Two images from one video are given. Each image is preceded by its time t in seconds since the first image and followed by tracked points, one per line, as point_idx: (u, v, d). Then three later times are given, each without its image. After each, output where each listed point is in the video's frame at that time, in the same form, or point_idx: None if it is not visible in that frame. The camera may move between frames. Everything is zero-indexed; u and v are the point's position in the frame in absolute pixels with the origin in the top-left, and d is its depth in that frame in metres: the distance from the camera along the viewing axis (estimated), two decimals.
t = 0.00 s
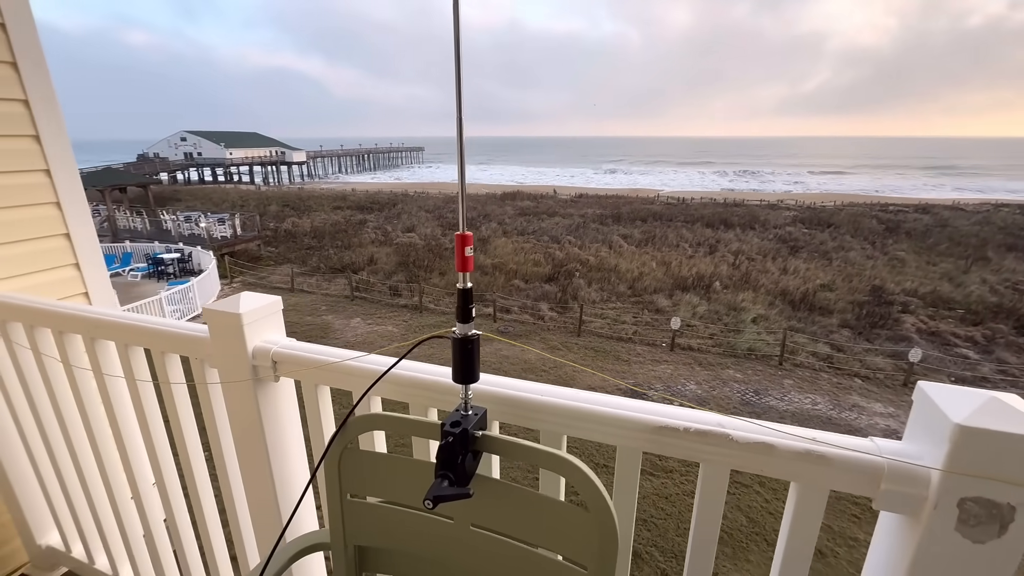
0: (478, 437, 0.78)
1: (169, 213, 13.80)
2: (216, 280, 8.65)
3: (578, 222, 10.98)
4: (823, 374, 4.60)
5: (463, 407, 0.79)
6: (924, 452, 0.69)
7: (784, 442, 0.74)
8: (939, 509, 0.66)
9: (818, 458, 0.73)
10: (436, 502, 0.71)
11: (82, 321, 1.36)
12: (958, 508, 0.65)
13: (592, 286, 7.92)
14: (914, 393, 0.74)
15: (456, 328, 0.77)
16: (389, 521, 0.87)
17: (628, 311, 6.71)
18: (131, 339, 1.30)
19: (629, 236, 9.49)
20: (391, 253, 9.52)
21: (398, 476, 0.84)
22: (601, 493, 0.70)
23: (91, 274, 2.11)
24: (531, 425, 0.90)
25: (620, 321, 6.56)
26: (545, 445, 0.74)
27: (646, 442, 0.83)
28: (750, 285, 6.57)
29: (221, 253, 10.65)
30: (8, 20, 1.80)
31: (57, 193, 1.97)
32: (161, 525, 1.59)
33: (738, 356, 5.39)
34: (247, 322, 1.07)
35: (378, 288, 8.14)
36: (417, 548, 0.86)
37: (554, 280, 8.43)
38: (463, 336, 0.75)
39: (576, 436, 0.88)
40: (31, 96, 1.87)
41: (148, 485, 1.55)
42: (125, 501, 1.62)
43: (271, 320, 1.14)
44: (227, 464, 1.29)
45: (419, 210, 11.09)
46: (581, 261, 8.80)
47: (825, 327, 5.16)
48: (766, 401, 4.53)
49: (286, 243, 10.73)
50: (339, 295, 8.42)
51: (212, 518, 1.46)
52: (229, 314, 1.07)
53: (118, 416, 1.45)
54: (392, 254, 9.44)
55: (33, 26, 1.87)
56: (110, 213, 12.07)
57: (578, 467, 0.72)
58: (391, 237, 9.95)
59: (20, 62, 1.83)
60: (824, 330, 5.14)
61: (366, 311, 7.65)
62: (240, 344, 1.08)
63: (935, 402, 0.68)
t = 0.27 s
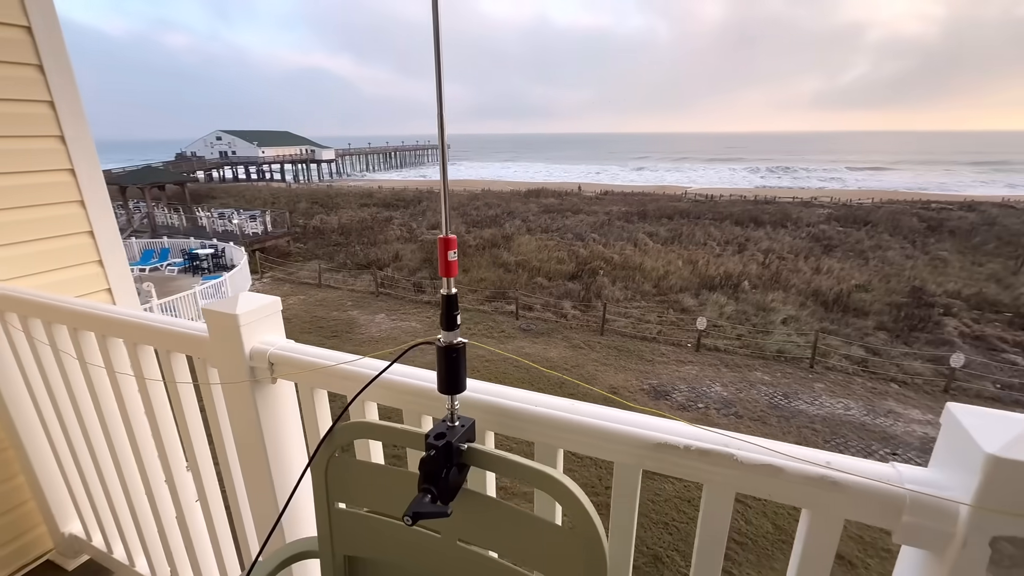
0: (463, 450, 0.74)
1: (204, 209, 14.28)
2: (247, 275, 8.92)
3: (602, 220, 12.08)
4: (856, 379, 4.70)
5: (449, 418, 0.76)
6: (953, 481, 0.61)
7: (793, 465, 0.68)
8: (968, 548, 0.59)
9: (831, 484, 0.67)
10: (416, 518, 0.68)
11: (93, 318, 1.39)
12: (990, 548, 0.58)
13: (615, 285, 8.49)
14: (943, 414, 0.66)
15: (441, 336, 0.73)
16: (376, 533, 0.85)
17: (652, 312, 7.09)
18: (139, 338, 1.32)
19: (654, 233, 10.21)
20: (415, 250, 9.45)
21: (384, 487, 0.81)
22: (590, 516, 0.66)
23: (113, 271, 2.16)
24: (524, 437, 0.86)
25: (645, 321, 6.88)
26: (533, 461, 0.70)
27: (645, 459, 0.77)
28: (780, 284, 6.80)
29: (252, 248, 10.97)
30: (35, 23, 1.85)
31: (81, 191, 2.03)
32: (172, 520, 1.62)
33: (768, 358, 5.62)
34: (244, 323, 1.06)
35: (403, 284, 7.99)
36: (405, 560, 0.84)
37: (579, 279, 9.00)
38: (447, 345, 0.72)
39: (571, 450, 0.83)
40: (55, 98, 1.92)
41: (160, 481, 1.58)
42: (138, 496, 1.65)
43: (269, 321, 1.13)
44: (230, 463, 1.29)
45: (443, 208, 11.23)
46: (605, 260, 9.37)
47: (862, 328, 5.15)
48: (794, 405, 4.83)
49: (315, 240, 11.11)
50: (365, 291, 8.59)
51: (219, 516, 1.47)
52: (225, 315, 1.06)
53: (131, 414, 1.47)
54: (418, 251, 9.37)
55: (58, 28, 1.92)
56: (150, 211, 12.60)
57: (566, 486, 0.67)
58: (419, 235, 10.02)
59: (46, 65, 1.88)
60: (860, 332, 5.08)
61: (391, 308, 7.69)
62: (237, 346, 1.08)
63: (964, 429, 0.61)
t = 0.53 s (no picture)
0: (471, 459, 0.71)
1: (238, 207, 14.74)
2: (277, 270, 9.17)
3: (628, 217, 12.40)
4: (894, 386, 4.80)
5: (458, 426, 0.73)
6: (1006, 513, 0.56)
7: (825, 488, 0.63)
8: None
9: (867, 511, 0.61)
10: (420, 530, 0.65)
11: (119, 314, 1.42)
12: None
13: (640, 283, 8.67)
14: (995, 438, 0.61)
15: (449, 341, 0.71)
16: (384, 540, 0.83)
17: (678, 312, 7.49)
18: (160, 335, 1.33)
19: (681, 233, 11.07)
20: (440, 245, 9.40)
21: (392, 494, 0.79)
22: (603, 536, 0.62)
23: (144, 267, 2.22)
24: (538, 446, 0.82)
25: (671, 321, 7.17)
26: (543, 473, 0.67)
27: (663, 475, 0.73)
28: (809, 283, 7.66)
29: (283, 245, 11.29)
30: (69, 26, 1.90)
31: (114, 189, 2.09)
32: (194, 514, 1.65)
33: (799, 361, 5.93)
34: (259, 322, 1.06)
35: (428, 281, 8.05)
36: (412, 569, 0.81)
37: (602, 277, 9.20)
38: (456, 350, 0.69)
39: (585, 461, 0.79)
40: (89, 98, 1.98)
41: (183, 476, 1.61)
42: (163, 489, 1.69)
43: (284, 320, 1.13)
44: (248, 461, 1.30)
45: (469, 206, 11.32)
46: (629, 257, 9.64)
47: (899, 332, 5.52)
48: (826, 409, 4.94)
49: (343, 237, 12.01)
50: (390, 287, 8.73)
51: (239, 511, 1.48)
52: (241, 314, 1.06)
53: (156, 409, 1.50)
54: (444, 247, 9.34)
55: (93, 31, 1.98)
56: (189, 208, 13.11)
57: (578, 502, 0.64)
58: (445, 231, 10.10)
59: (80, 67, 1.94)
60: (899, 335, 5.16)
61: (415, 304, 7.68)
62: (252, 345, 1.08)
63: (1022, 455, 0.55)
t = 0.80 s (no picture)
0: (491, 468, 0.68)
1: (267, 203, 15.10)
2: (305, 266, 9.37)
3: (653, 216, 12.71)
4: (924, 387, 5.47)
5: (477, 432, 0.71)
6: None
7: (876, 513, 0.57)
8: None
9: (921, 538, 0.56)
10: (436, 542, 0.63)
11: (147, 309, 1.44)
12: None
13: (664, 282, 8.79)
14: None
15: (468, 344, 0.68)
16: (401, 544, 0.81)
17: (704, 313, 7.49)
18: (185, 330, 1.35)
19: (708, 232, 11.36)
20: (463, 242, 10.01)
21: (408, 498, 0.77)
22: (628, 554, 0.59)
23: (174, 262, 2.27)
24: (560, 454, 0.79)
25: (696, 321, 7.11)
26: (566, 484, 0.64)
27: (693, 489, 0.68)
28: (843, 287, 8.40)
29: (310, 241, 11.53)
30: (105, 26, 1.96)
31: (146, 186, 2.14)
32: (218, 507, 1.67)
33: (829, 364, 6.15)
34: (279, 320, 1.05)
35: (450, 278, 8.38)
36: None
37: (626, 276, 9.14)
38: (476, 354, 0.66)
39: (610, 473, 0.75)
40: (122, 97, 2.03)
41: (207, 469, 1.63)
42: (188, 482, 1.72)
43: (304, 317, 1.12)
44: (269, 456, 1.30)
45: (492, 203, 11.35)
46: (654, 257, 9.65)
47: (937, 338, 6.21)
48: (857, 415, 4.90)
49: (368, 234, 12.33)
50: (414, 284, 8.83)
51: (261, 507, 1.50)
52: (262, 312, 1.06)
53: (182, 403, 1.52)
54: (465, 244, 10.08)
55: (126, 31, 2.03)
56: (219, 204, 13.44)
57: (601, 518, 0.60)
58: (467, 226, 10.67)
59: (115, 67, 1.99)
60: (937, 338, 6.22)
61: (438, 300, 7.77)
62: (273, 343, 1.07)
63: None
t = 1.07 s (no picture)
0: (498, 483, 0.64)
1: (292, 200, 15.36)
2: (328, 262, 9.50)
3: (676, 214, 12.57)
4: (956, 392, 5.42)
5: (485, 444, 0.67)
6: None
7: (923, 549, 0.51)
8: None
9: None
10: (439, 560, 0.60)
11: (164, 306, 1.45)
12: None
13: (687, 282, 8.66)
14: None
15: (476, 352, 0.64)
16: (406, 559, 0.78)
17: (728, 313, 7.33)
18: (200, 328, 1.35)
19: (732, 229, 11.18)
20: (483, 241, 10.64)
21: (413, 511, 0.74)
22: None
23: (196, 259, 2.30)
24: (572, 468, 0.74)
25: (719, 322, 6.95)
26: (577, 503, 0.59)
27: (715, 511, 0.63)
28: (875, 289, 8.28)
29: (333, 237, 11.68)
30: (130, 25, 1.99)
31: (169, 183, 2.17)
32: (233, 504, 1.68)
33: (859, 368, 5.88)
34: (290, 320, 1.04)
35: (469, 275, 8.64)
36: None
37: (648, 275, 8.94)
38: (483, 362, 0.62)
39: (626, 491, 0.70)
40: (147, 96, 2.07)
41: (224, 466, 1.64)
42: (206, 478, 1.73)
43: (315, 317, 1.10)
44: (281, 456, 1.28)
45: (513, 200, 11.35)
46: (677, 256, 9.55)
47: (976, 342, 6.36)
48: (888, 422, 4.76)
49: (390, 230, 12.52)
50: (434, 280, 8.88)
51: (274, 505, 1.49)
52: (273, 312, 1.05)
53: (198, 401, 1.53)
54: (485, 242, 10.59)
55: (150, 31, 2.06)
56: (246, 201, 13.74)
57: (614, 542, 0.55)
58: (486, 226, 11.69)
59: (140, 65, 2.03)
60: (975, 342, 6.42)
61: (458, 298, 7.80)
62: (283, 343, 1.06)
63: None
